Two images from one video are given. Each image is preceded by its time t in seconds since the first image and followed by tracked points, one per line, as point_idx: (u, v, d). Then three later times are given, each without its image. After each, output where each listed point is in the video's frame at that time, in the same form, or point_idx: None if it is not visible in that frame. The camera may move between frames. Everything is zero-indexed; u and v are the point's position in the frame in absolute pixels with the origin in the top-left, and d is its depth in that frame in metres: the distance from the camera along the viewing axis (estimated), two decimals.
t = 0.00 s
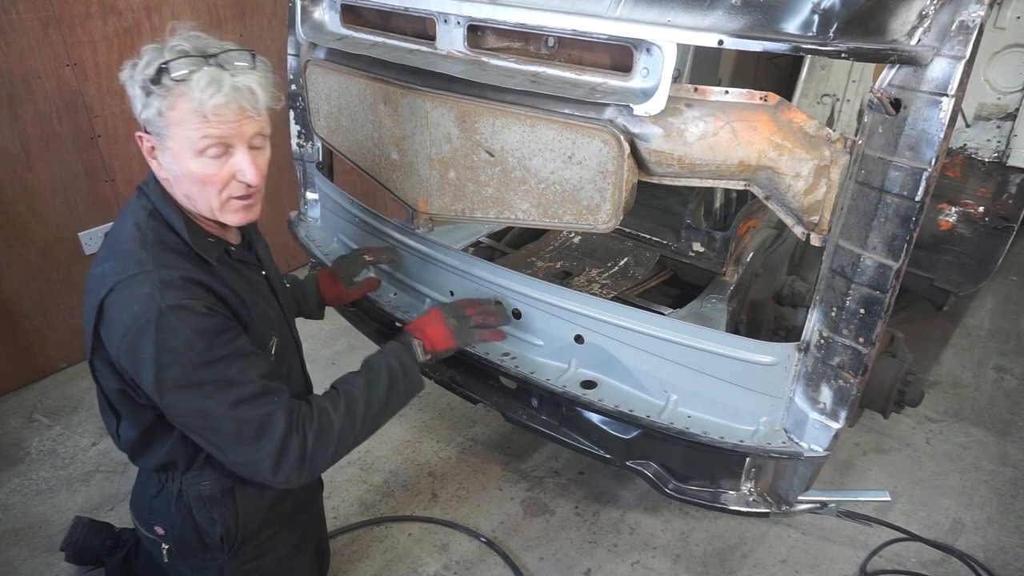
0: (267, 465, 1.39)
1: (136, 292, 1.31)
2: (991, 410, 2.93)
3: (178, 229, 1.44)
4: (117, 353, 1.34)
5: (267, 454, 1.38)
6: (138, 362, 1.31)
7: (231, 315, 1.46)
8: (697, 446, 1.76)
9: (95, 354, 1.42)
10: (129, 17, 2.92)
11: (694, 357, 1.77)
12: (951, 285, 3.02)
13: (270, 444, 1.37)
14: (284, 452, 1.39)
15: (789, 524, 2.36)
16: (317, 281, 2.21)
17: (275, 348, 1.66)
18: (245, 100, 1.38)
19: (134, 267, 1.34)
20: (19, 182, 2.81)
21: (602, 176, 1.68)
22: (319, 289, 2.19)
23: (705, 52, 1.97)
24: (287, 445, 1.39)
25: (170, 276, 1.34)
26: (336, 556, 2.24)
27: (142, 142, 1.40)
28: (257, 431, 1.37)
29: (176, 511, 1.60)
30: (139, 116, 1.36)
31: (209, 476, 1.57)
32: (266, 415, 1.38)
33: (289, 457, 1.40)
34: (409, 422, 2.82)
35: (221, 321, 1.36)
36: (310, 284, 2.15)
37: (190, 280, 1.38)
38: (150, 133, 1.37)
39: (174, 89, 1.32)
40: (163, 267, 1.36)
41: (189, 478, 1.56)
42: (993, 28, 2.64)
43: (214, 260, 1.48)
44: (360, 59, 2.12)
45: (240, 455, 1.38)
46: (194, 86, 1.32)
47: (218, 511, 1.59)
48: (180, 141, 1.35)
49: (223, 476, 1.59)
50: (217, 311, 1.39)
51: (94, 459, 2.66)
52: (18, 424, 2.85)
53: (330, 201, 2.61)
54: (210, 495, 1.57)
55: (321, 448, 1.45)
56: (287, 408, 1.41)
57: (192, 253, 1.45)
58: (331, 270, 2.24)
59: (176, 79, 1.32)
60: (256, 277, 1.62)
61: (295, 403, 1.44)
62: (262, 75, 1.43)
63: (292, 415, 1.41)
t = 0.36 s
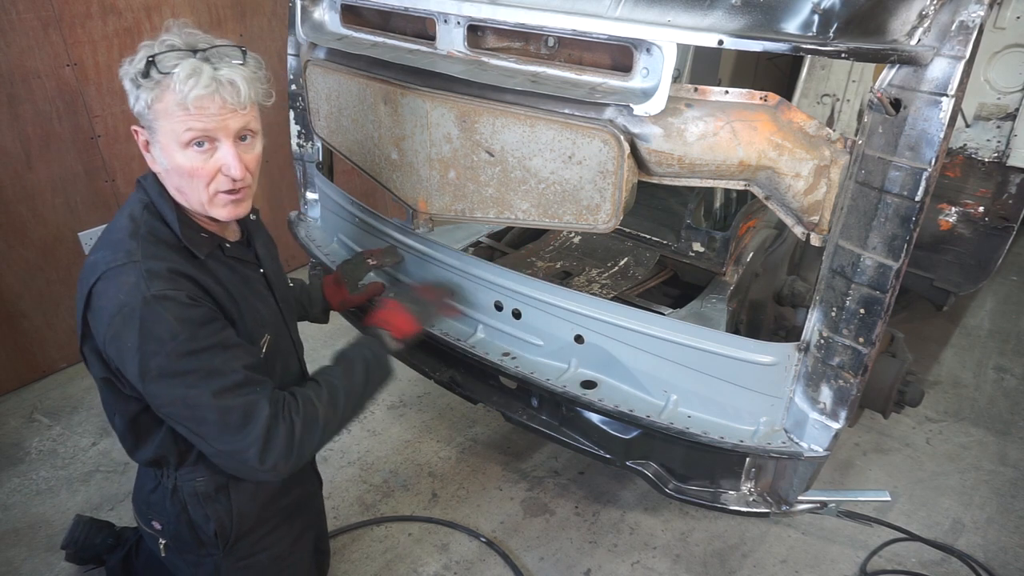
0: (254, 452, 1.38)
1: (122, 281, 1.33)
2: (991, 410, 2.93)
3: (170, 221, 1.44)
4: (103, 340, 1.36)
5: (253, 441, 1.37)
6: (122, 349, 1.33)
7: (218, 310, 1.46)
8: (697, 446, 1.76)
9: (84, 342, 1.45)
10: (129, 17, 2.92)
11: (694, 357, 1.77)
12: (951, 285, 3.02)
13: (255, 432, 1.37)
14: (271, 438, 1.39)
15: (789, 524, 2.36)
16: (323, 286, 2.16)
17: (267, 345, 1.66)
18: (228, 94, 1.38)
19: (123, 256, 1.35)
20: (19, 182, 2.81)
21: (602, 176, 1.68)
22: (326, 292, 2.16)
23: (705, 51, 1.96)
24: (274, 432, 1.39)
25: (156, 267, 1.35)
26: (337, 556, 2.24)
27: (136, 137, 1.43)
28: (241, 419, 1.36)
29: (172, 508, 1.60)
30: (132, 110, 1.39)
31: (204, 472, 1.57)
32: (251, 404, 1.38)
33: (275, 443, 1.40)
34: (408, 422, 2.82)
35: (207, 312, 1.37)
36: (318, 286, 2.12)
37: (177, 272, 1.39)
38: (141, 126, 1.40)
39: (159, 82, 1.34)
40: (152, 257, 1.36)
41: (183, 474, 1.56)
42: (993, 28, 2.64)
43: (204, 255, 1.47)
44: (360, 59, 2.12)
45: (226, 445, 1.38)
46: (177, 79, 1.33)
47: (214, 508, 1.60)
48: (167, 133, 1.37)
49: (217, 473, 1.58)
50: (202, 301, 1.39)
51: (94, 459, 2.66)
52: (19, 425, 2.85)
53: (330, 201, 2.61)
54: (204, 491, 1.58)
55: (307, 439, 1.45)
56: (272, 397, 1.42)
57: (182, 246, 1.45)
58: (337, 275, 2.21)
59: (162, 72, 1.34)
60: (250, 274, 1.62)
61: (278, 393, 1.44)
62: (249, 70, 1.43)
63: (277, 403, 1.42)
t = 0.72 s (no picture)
0: (266, 439, 1.38)
1: (123, 278, 1.33)
2: (991, 410, 2.93)
3: (167, 220, 1.44)
4: (105, 340, 1.36)
5: (265, 427, 1.38)
6: (124, 346, 1.32)
7: (217, 306, 1.46)
8: (697, 446, 1.76)
9: (85, 343, 1.45)
10: (129, 17, 2.92)
11: (694, 357, 1.77)
12: (951, 285, 3.02)
13: (266, 417, 1.38)
14: (281, 424, 1.40)
15: (789, 524, 2.36)
16: (321, 286, 2.15)
17: (265, 344, 1.66)
18: (227, 90, 1.39)
19: (122, 254, 1.35)
20: (19, 182, 2.81)
21: (602, 176, 1.68)
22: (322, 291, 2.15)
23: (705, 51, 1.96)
24: (284, 417, 1.41)
25: (156, 263, 1.36)
26: (336, 556, 2.24)
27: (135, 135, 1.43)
28: (251, 407, 1.37)
29: (171, 507, 1.60)
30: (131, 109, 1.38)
31: (203, 471, 1.57)
32: (257, 392, 1.38)
33: (285, 429, 1.41)
34: (408, 422, 2.82)
35: (206, 306, 1.38)
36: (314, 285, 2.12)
37: (175, 268, 1.39)
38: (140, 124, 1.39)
39: (159, 79, 1.34)
40: (151, 254, 1.37)
41: (181, 473, 1.56)
42: (993, 28, 2.64)
43: (201, 252, 1.47)
44: (360, 59, 2.12)
45: (236, 436, 1.37)
46: (178, 75, 1.34)
47: (213, 506, 1.60)
48: (166, 131, 1.37)
49: (215, 472, 1.58)
50: (202, 296, 1.40)
51: (94, 459, 2.66)
52: (18, 425, 2.85)
53: (330, 201, 2.61)
54: (203, 490, 1.58)
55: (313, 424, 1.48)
56: (277, 384, 1.43)
57: (179, 245, 1.45)
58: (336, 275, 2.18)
59: (161, 68, 1.34)
60: (247, 273, 1.62)
61: (282, 382, 1.45)
62: (247, 66, 1.44)
63: (282, 388, 1.43)
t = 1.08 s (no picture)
0: (257, 455, 1.38)
1: (122, 286, 1.33)
2: (992, 411, 2.93)
3: (165, 225, 1.44)
4: (105, 347, 1.36)
5: (256, 443, 1.37)
6: (124, 354, 1.32)
7: (216, 311, 1.47)
8: (697, 446, 1.76)
9: (84, 350, 1.45)
10: (129, 17, 2.92)
11: (693, 357, 1.77)
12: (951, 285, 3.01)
13: (257, 435, 1.37)
14: (272, 444, 1.38)
15: (789, 524, 2.36)
16: (322, 285, 2.20)
17: (264, 345, 1.66)
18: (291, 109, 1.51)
19: (120, 261, 1.36)
20: (19, 182, 2.81)
21: (602, 176, 1.68)
22: (325, 292, 2.19)
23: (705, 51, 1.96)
24: (275, 438, 1.39)
25: (155, 270, 1.36)
26: (336, 556, 2.24)
27: (184, 153, 1.37)
28: (244, 423, 1.36)
29: (172, 507, 1.60)
30: (193, 129, 1.35)
31: (204, 472, 1.57)
32: (253, 407, 1.37)
33: (277, 449, 1.39)
34: (408, 422, 2.82)
35: (206, 314, 1.37)
36: (315, 287, 2.16)
37: (175, 275, 1.40)
38: (204, 144, 1.37)
39: (246, 103, 1.39)
40: (150, 261, 1.37)
41: (182, 474, 1.56)
42: (993, 28, 2.64)
43: (200, 257, 1.47)
44: (360, 58, 2.12)
45: (229, 448, 1.37)
46: (266, 99, 1.41)
47: (214, 507, 1.59)
48: (242, 149, 1.41)
49: (216, 472, 1.58)
50: (201, 304, 1.40)
51: (94, 459, 2.66)
52: (18, 425, 2.85)
53: (330, 201, 2.61)
54: (203, 491, 1.58)
55: (310, 445, 1.43)
56: (274, 402, 1.40)
57: (177, 249, 1.45)
58: (337, 274, 2.23)
59: (243, 92, 1.38)
60: (246, 275, 1.62)
61: (282, 399, 1.43)
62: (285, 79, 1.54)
63: (279, 405, 1.41)
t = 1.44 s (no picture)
0: (273, 454, 1.39)
1: (133, 291, 1.33)
2: (991, 411, 2.93)
3: (171, 228, 1.44)
4: (115, 351, 1.36)
5: (271, 443, 1.38)
6: (135, 359, 1.33)
7: (225, 313, 1.47)
8: (697, 446, 1.76)
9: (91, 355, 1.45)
10: (129, 17, 2.92)
11: (694, 357, 1.77)
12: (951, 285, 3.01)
13: (273, 433, 1.38)
14: (287, 442, 1.40)
15: (789, 524, 2.36)
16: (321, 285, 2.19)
17: (270, 344, 1.67)
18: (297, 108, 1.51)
19: (129, 266, 1.36)
20: (19, 182, 2.81)
21: (602, 176, 1.67)
22: (322, 291, 2.18)
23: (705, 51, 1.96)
24: (290, 435, 1.40)
25: (165, 274, 1.36)
26: (337, 556, 2.24)
27: (195, 155, 1.38)
28: (259, 422, 1.38)
29: (175, 507, 1.60)
30: (204, 132, 1.35)
31: (208, 472, 1.57)
32: (267, 406, 1.39)
33: (292, 446, 1.41)
34: (408, 422, 2.82)
35: (211, 315, 1.38)
36: (312, 286, 2.15)
37: (185, 278, 1.40)
38: (215, 147, 1.37)
39: (255, 104, 1.39)
40: (159, 265, 1.37)
41: (188, 474, 1.56)
42: (993, 28, 2.64)
43: (207, 259, 1.48)
44: (360, 59, 2.12)
45: (243, 449, 1.38)
46: (275, 100, 1.42)
47: (218, 507, 1.60)
48: (252, 151, 1.42)
49: (221, 472, 1.59)
50: (212, 307, 1.40)
51: (94, 459, 2.66)
52: (18, 425, 2.85)
53: (330, 201, 2.61)
54: (209, 491, 1.58)
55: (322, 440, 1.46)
56: (287, 399, 1.43)
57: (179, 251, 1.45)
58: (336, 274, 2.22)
59: (253, 93, 1.38)
60: (250, 275, 1.62)
61: (293, 395, 1.45)
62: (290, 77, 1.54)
63: (292, 404, 1.43)
